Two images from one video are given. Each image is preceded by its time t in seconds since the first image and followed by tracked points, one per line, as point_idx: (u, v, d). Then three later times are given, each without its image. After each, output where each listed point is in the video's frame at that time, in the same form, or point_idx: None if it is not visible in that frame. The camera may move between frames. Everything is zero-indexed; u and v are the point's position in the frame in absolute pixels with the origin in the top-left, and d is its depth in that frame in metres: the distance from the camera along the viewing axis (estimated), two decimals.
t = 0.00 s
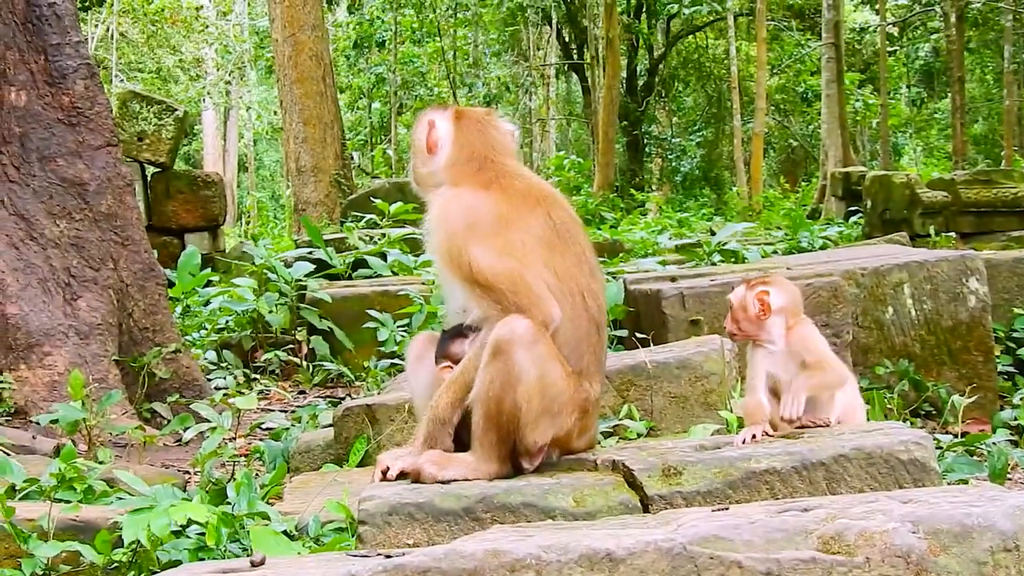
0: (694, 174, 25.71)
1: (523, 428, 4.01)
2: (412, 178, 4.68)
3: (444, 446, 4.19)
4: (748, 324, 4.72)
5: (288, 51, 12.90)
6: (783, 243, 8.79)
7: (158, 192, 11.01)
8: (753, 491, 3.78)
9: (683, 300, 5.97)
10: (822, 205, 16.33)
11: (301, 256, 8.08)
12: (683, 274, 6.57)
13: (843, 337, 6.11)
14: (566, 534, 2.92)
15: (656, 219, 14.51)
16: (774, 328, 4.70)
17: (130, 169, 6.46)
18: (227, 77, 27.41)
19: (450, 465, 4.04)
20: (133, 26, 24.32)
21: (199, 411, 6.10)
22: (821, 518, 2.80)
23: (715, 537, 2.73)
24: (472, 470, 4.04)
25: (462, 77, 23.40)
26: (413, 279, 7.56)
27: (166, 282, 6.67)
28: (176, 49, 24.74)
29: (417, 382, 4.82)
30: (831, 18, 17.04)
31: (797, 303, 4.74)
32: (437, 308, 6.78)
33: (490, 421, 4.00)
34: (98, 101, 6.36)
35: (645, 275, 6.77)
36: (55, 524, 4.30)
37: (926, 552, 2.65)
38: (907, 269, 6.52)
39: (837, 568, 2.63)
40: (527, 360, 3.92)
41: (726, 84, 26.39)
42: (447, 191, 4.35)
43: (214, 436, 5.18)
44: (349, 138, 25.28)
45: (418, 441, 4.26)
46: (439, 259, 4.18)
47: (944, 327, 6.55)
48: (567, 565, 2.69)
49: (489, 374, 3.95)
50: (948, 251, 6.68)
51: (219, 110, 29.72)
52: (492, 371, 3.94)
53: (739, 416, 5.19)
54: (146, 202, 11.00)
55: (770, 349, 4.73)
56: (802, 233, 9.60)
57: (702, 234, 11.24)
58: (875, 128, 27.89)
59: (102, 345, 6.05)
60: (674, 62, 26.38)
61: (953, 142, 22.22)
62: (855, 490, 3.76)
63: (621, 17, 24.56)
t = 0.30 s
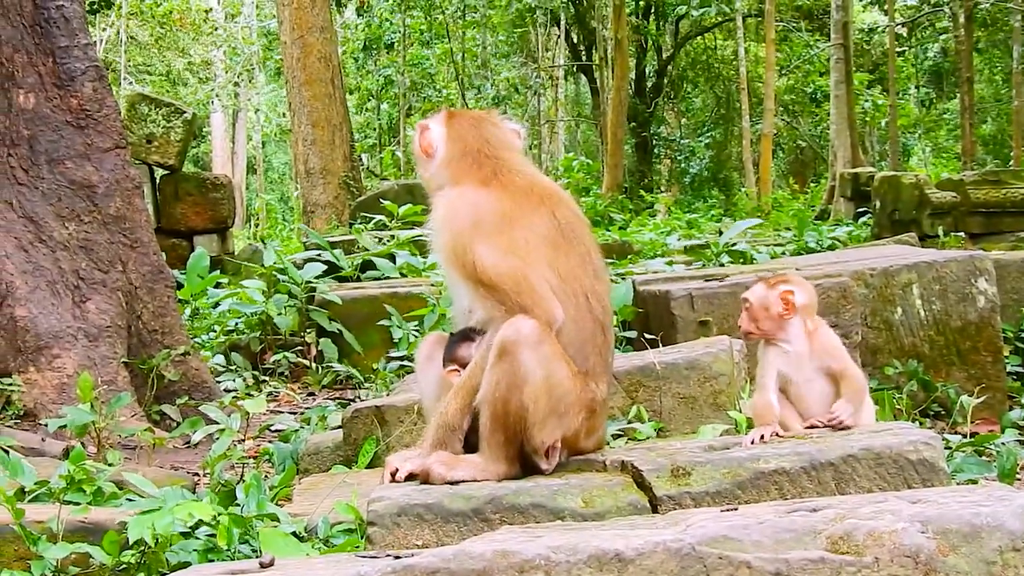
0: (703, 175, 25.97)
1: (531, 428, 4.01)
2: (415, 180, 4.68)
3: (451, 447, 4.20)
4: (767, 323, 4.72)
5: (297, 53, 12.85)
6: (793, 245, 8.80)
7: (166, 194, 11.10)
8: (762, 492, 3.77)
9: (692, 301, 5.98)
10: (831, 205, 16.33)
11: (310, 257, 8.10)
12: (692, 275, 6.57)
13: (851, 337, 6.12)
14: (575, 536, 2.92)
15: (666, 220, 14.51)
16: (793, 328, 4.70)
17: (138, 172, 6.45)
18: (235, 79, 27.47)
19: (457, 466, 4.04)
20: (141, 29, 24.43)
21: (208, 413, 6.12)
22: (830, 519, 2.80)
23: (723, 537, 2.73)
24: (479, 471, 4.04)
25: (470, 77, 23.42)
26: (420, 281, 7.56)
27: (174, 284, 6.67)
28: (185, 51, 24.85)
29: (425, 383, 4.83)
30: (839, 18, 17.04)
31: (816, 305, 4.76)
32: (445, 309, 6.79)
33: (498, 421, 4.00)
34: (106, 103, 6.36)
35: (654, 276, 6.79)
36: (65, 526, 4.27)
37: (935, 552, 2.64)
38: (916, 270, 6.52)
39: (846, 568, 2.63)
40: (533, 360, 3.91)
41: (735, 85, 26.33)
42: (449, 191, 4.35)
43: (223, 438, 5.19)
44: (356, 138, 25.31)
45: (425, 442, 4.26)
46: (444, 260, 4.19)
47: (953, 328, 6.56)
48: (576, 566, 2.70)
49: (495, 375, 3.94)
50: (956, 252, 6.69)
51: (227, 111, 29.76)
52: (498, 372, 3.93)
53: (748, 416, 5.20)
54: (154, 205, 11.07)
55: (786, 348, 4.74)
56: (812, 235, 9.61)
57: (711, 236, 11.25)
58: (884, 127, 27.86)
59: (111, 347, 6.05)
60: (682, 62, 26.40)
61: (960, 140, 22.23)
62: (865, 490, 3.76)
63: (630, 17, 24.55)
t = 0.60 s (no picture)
0: (708, 175, 25.85)
1: (538, 428, 4.01)
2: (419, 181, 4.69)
3: (458, 447, 4.19)
4: (796, 321, 4.84)
5: (302, 53, 12.87)
6: (800, 245, 8.80)
7: (172, 195, 11.12)
8: (769, 491, 3.77)
9: (698, 301, 5.98)
10: (837, 204, 16.33)
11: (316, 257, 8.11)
12: (698, 275, 6.58)
13: (857, 335, 6.13)
14: (581, 535, 2.92)
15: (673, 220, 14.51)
16: (815, 326, 4.85)
17: (144, 172, 6.47)
18: (241, 79, 27.46)
19: (465, 465, 4.03)
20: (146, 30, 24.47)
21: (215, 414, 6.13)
22: (837, 518, 2.80)
23: (730, 536, 2.73)
24: (486, 471, 4.03)
25: (476, 77, 23.38)
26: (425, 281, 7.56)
27: (180, 284, 6.68)
28: (191, 52, 24.87)
29: (431, 384, 4.83)
30: (845, 17, 17.03)
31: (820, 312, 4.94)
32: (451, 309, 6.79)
33: (505, 421, 3.99)
34: (112, 104, 6.38)
35: (659, 276, 6.79)
36: (72, 527, 4.26)
37: (941, 550, 2.64)
38: (922, 269, 6.52)
39: (853, 566, 2.63)
40: (541, 359, 3.91)
41: (741, 85, 26.36)
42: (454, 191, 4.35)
43: (230, 438, 5.19)
44: (361, 138, 25.29)
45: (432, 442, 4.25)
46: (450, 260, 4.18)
47: (960, 327, 6.57)
48: (582, 565, 2.70)
49: (503, 375, 3.94)
50: (962, 251, 6.70)
51: (232, 112, 29.75)
52: (507, 372, 3.92)
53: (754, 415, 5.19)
54: (160, 206, 11.09)
55: (805, 347, 4.83)
56: (818, 234, 9.62)
57: (717, 235, 11.26)
58: (889, 126, 27.84)
59: (117, 347, 6.05)
60: (687, 62, 26.41)
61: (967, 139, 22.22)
62: (871, 489, 3.75)
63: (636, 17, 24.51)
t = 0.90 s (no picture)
0: (714, 173, 26.17)
1: (544, 427, 4.00)
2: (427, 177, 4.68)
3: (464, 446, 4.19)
4: (814, 315, 4.81)
5: (308, 52, 12.86)
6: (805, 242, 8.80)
7: (178, 194, 11.12)
8: (775, 489, 3.77)
9: (703, 299, 5.98)
10: (842, 202, 16.33)
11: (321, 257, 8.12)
12: (703, 273, 6.58)
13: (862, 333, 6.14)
14: (587, 533, 2.91)
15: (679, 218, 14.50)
16: (828, 322, 4.85)
17: (150, 172, 6.48)
18: (246, 78, 27.44)
19: (470, 464, 4.03)
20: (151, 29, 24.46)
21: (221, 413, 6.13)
22: (843, 515, 2.79)
23: (736, 533, 2.72)
24: (492, 469, 4.03)
25: (480, 77, 23.36)
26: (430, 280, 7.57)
27: (186, 284, 6.69)
28: (196, 52, 24.84)
29: (437, 383, 4.84)
30: (851, 16, 16.99)
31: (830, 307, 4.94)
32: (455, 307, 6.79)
33: (511, 420, 3.99)
34: (117, 103, 6.39)
35: (665, 274, 6.79)
36: (78, 526, 4.25)
37: (947, 548, 2.63)
38: (928, 267, 6.53)
39: (858, 564, 2.62)
40: (547, 358, 3.90)
41: (745, 84, 26.32)
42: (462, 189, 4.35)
43: (235, 437, 5.19)
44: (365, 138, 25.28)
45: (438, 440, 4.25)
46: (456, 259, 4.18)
47: (965, 325, 6.57)
48: (588, 563, 2.69)
49: (509, 373, 3.93)
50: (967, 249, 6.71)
51: (236, 111, 29.72)
52: (513, 371, 3.91)
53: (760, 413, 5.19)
54: (166, 204, 11.09)
55: (817, 343, 4.82)
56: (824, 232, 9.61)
57: (722, 233, 11.27)
58: (893, 126, 27.82)
59: (123, 347, 6.06)
60: (692, 61, 26.39)
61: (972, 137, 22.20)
62: (876, 487, 3.75)
63: (641, 16, 24.48)
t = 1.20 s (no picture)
0: (719, 171, 26.12)
1: (549, 427, 4.00)
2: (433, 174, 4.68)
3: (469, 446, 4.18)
4: (823, 310, 4.80)
5: (313, 51, 12.86)
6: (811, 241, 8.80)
7: (183, 193, 11.12)
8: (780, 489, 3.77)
9: (709, 298, 5.98)
10: (847, 201, 16.30)
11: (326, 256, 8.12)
12: (708, 272, 6.58)
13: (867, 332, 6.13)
14: (593, 532, 2.91)
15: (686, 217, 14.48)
16: (839, 318, 4.84)
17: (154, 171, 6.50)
18: (250, 78, 27.42)
19: (475, 464, 4.02)
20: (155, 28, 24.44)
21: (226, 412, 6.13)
22: (849, 515, 2.79)
23: (741, 533, 2.72)
24: (496, 469, 4.03)
25: (485, 76, 23.34)
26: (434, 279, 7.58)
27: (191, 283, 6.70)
28: (201, 51, 24.85)
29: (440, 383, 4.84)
30: (856, 14, 16.96)
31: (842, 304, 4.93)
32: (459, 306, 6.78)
33: (516, 419, 3.98)
34: (122, 102, 6.41)
35: (670, 273, 6.79)
36: (84, 525, 4.25)
37: (953, 548, 2.62)
38: (933, 266, 6.52)
39: (864, 564, 2.60)
40: (552, 358, 3.90)
41: (751, 82, 26.28)
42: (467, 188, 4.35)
43: (240, 436, 5.19)
44: (370, 137, 25.26)
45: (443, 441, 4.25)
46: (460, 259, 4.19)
47: (970, 323, 6.57)
48: (593, 563, 2.69)
49: (514, 373, 3.92)
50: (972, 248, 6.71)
51: (241, 111, 29.71)
52: (519, 370, 3.91)
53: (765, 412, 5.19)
54: (171, 204, 11.09)
55: (827, 340, 4.82)
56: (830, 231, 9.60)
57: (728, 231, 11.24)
58: (898, 125, 27.78)
59: (128, 346, 6.06)
60: (696, 60, 26.38)
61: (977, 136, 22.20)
62: (882, 486, 3.75)
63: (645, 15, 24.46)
